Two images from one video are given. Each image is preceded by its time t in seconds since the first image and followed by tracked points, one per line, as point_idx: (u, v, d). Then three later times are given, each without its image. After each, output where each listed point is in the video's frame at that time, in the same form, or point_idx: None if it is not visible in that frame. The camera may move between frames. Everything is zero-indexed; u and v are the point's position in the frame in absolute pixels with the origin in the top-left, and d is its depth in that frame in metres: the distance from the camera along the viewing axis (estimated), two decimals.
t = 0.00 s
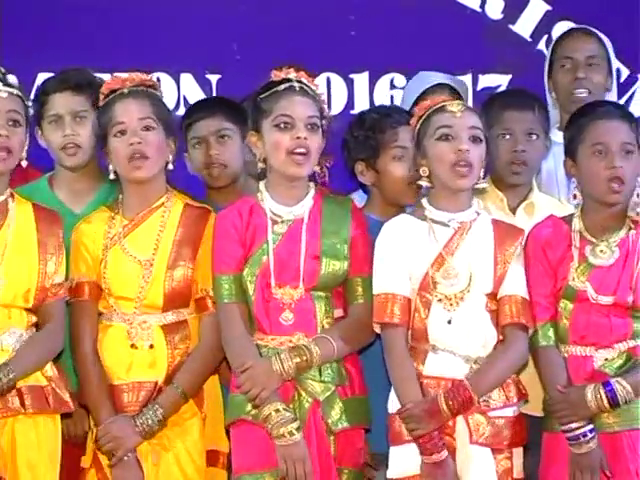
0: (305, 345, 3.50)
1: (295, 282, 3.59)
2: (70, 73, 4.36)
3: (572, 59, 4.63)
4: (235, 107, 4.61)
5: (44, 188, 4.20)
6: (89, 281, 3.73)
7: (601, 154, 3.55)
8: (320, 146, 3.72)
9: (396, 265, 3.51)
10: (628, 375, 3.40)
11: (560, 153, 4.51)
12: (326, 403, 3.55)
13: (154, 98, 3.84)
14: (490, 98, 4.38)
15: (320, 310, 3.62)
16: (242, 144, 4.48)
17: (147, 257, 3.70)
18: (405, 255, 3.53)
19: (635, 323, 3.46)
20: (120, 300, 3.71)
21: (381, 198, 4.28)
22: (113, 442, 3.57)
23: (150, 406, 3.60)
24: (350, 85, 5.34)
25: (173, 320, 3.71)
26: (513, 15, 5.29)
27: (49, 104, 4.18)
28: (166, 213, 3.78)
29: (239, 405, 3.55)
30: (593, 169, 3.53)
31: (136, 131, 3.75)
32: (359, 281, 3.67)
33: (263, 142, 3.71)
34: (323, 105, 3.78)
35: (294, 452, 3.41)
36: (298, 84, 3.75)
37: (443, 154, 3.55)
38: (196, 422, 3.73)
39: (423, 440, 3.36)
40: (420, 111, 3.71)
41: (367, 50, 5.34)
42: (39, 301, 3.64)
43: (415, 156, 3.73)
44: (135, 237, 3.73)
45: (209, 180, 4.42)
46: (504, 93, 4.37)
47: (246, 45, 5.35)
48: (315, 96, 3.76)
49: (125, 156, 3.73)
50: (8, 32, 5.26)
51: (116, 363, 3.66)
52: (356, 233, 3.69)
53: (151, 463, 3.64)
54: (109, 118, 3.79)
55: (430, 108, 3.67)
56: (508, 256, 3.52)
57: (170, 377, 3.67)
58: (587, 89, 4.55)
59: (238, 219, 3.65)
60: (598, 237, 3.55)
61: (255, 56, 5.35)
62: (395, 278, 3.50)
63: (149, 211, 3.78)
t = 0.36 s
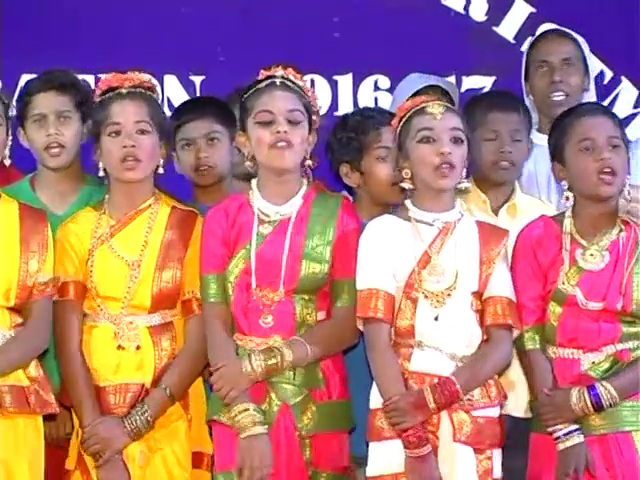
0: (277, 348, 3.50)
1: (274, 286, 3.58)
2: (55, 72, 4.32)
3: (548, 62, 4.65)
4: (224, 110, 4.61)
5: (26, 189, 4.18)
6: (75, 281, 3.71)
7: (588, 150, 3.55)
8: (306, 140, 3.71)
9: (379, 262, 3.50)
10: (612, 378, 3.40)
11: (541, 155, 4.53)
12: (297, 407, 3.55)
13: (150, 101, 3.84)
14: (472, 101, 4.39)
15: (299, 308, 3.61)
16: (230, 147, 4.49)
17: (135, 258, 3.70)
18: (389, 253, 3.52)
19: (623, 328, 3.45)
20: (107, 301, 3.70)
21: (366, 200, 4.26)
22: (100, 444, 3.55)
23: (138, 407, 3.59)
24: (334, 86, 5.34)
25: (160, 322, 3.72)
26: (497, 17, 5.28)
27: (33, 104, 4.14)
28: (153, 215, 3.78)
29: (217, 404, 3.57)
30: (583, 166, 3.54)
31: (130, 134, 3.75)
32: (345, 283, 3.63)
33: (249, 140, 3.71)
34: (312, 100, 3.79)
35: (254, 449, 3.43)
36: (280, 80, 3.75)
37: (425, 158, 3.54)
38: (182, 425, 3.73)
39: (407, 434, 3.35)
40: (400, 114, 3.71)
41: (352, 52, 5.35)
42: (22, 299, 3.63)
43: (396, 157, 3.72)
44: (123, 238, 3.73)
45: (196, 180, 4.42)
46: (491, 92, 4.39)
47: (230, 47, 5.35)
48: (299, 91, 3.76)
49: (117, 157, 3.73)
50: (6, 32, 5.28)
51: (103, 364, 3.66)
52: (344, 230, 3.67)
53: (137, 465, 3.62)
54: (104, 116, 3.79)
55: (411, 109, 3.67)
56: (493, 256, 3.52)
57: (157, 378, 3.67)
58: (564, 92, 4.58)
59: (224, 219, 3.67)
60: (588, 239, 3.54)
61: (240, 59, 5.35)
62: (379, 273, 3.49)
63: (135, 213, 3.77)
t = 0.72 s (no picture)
0: (263, 354, 3.52)
1: (261, 291, 3.60)
2: (46, 75, 4.30)
3: (530, 68, 4.67)
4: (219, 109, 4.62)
5: (15, 192, 4.19)
6: (65, 285, 3.70)
7: (575, 156, 3.56)
8: (298, 145, 3.71)
9: (364, 269, 3.54)
10: (601, 379, 3.41)
11: (524, 160, 4.55)
12: (284, 411, 3.56)
13: (141, 104, 3.85)
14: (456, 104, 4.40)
15: (287, 316, 3.61)
16: (228, 153, 4.49)
17: (128, 262, 3.72)
18: (373, 260, 3.55)
19: (608, 330, 3.48)
20: (99, 306, 3.71)
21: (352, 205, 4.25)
22: (98, 449, 3.57)
23: (135, 411, 3.62)
24: (321, 89, 5.35)
25: (151, 325, 3.74)
26: (483, 20, 5.30)
27: (23, 107, 4.13)
28: (145, 219, 3.80)
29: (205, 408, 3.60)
30: (567, 172, 3.55)
31: (127, 136, 3.76)
32: (333, 289, 3.62)
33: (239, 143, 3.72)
34: (306, 104, 3.78)
35: (241, 458, 3.46)
36: (275, 84, 3.75)
37: (411, 160, 3.56)
38: (172, 427, 3.75)
39: (385, 441, 3.42)
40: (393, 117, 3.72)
41: (339, 54, 5.36)
42: (9, 303, 3.64)
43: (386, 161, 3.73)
44: (115, 242, 3.74)
45: (192, 182, 4.43)
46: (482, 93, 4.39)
47: (217, 50, 5.35)
48: (294, 95, 3.76)
49: (114, 160, 3.74)
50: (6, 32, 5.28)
51: (97, 368, 3.67)
52: (331, 242, 3.66)
53: (134, 469, 3.63)
54: (100, 119, 3.79)
55: (404, 113, 3.68)
56: (476, 261, 3.51)
57: (150, 382, 3.70)
58: (548, 99, 4.60)
59: (212, 222, 3.68)
60: (571, 243, 3.55)
61: (230, 60, 5.35)
62: (362, 281, 3.53)
63: (127, 216, 3.78)
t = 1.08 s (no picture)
0: (275, 354, 3.52)
1: (266, 291, 3.60)
2: (42, 80, 4.31)
3: (521, 77, 4.67)
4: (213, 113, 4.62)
5: (10, 196, 4.19)
6: (53, 287, 3.72)
7: (569, 159, 3.56)
8: (290, 151, 3.72)
9: (355, 276, 3.56)
10: (590, 386, 3.41)
11: (517, 166, 4.56)
12: (294, 413, 3.55)
13: (127, 107, 3.84)
14: (450, 109, 4.38)
15: (289, 319, 3.62)
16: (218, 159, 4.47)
17: (110, 265, 3.71)
18: (365, 266, 3.56)
19: (600, 335, 3.48)
20: (82, 307, 3.71)
21: (347, 210, 4.27)
22: (71, 450, 3.59)
23: (110, 413, 3.61)
24: (313, 93, 5.34)
25: (136, 327, 3.72)
26: (476, 25, 5.30)
27: (20, 111, 4.15)
28: (130, 221, 3.79)
29: (207, 414, 3.54)
30: (562, 172, 3.55)
31: (105, 139, 3.76)
32: (327, 291, 3.69)
33: (231, 149, 3.71)
34: (292, 111, 3.79)
35: (261, 456, 3.43)
36: (266, 90, 3.76)
37: (404, 164, 3.56)
38: (154, 431, 3.74)
39: (377, 445, 3.44)
40: (385, 121, 3.73)
41: (333, 58, 5.36)
42: (3, 307, 3.66)
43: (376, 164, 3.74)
44: (99, 245, 3.74)
45: (185, 189, 4.45)
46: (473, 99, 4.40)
47: (210, 56, 5.36)
48: (282, 100, 3.76)
49: (92, 164, 3.74)
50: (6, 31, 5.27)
51: (77, 369, 3.68)
52: (327, 243, 3.70)
53: (108, 472, 3.64)
54: (81, 121, 3.80)
55: (394, 118, 3.69)
56: (468, 266, 3.52)
57: (129, 385, 3.68)
58: (540, 108, 4.61)
59: (209, 225, 3.63)
60: (565, 247, 3.55)
61: (219, 67, 5.36)
62: (354, 288, 3.55)
63: (113, 219, 3.78)
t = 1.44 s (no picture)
0: (264, 357, 3.51)
1: (255, 294, 3.59)
2: (32, 83, 4.31)
3: (516, 84, 4.67)
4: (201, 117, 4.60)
5: None
6: (44, 292, 3.72)
7: (556, 163, 3.55)
8: (274, 154, 3.72)
9: (343, 276, 3.52)
10: (577, 388, 3.41)
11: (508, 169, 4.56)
12: (282, 417, 3.55)
13: (117, 112, 3.84)
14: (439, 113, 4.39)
15: (276, 321, 3.62)
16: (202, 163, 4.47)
17: (101, 269, 3.71)
18: (354, 267, 3.54)
19: (587, 338, 3.49)
20: (73, 312, 3.71)
21: (337, 214, 4.28)
22: (62, 456, 3.57)
23: (101, 418, 3.59)
24: (303, 97, 5.34)
25: (127, 332, 3.71)
26: (466, 28, 5.31)
27: (10, 115, 4.15)
28: (121, 226, 3.78)
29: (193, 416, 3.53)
30: (550, 178, 3.54)
31: (94, 144, 3.75)
32: (315, 293, 3.68)
33: (214, 152, 3.71)
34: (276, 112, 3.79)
35: (249, 457, 3.43)
36: (248, 92, 3.76)
37: (395, 169, 3.55)
38: (146, 434, 3.74)
39: (371, 450, 3.38)
40: (372, 124, 3.72)
41: (323, 62, 5.34)
42: None
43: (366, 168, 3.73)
44: (89, 250, 3.74)
45: (170, 194, 4.45)
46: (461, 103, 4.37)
47: (199, 56, 5.32)
48: (265, 103, 3.77)
49: (81, 169, 3.73)
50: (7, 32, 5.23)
51: (68, 374, 3.67)
52: (313, 243, 3.70)
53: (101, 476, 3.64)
54: (70, 127, 3.79)
55: (380, 121, 3.68)
56: (458, 270, 3.54)
57: (121, 389, 3.67)
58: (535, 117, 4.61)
59: (196, 229, 3.63)
60: (551, 252, 3.55)
61: (209, 65, 5.32)
62: (344, 289, 3.51)
63: (104, 224, 3.78)
